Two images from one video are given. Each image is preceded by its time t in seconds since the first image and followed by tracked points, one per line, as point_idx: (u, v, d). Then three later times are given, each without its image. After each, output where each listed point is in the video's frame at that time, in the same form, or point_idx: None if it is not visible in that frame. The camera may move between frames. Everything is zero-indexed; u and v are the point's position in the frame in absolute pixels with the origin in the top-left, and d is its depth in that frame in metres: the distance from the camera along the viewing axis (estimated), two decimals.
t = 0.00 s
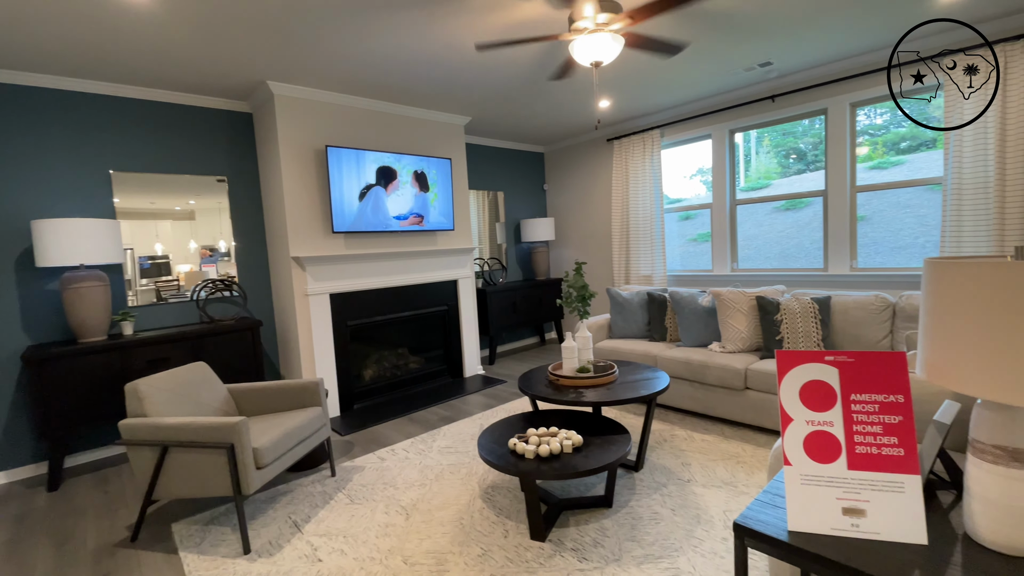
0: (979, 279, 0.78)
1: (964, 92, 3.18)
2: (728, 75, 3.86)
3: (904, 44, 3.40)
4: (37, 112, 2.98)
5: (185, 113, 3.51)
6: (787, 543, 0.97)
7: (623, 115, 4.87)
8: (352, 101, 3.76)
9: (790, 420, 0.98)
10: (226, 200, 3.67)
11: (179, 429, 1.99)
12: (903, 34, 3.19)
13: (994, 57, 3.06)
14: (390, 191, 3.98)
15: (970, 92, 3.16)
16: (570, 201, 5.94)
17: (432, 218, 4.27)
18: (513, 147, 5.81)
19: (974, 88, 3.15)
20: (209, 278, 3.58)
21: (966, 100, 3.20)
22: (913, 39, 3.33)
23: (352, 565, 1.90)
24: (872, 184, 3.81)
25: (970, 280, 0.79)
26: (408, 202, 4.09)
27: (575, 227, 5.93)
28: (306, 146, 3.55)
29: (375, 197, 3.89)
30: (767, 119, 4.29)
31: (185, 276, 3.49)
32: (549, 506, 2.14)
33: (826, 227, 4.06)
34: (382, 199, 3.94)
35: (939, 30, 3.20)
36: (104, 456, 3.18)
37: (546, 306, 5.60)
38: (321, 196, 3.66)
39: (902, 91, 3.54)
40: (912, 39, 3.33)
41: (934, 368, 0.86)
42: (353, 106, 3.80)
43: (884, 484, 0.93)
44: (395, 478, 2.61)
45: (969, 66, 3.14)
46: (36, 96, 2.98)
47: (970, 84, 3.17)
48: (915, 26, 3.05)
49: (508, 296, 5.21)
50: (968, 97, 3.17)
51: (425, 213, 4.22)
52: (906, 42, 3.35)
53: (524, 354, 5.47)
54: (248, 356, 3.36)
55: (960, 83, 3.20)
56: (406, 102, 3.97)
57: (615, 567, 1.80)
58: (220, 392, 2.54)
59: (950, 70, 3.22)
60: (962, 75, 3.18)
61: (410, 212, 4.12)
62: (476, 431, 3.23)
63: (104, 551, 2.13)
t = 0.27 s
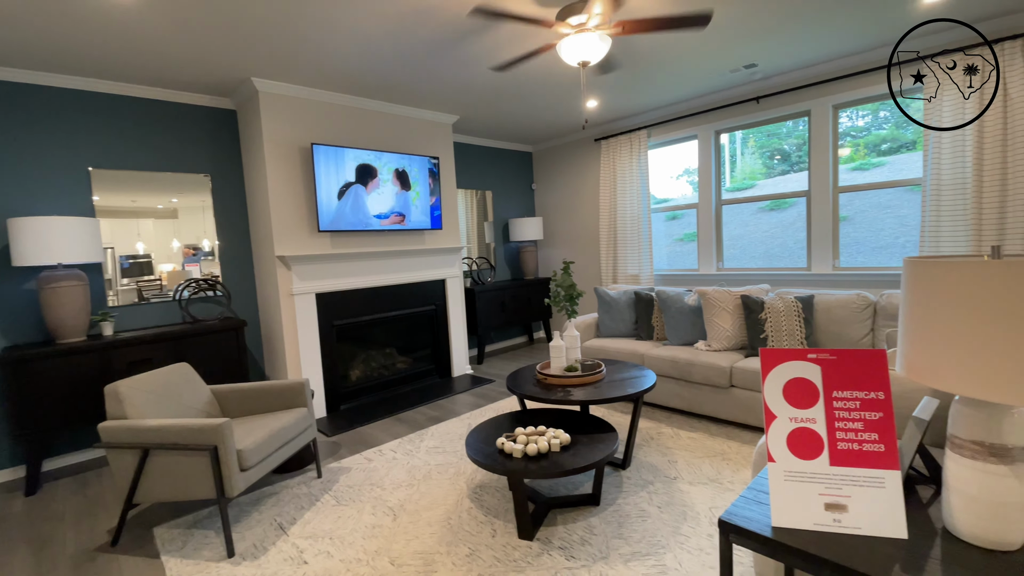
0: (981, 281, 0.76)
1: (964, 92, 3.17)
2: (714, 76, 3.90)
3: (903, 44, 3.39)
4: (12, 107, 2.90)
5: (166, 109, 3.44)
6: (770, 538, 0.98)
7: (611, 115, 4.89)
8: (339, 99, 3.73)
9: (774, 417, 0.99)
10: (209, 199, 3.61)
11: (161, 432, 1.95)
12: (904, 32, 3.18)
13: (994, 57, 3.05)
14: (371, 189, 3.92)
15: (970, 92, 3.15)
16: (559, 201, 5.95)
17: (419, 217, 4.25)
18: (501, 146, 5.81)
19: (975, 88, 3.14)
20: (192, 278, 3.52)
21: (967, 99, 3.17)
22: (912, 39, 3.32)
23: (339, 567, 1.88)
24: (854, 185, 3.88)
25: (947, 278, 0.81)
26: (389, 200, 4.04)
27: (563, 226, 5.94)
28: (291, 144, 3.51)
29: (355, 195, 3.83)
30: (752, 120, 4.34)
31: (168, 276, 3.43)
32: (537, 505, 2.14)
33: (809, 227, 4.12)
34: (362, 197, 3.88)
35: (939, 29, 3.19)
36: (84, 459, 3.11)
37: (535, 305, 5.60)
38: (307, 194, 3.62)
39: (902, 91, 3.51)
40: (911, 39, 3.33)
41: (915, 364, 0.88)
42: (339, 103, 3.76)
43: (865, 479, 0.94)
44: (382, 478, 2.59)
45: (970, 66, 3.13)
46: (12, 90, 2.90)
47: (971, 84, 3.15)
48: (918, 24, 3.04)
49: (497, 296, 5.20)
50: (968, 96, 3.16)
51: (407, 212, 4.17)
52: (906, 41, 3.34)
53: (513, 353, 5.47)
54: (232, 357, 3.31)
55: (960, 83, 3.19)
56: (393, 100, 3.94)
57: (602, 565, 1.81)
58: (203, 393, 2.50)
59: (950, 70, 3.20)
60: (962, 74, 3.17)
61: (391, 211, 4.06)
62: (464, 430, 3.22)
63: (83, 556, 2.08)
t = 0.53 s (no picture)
0: (992, 284, 0.75)
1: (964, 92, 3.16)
2: (700, 78, 3.94)
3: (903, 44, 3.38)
4: None
5: (148, 106, 3.37)
6: (754, 535, 0.99)
7: (599, 115, 4.91)
8: (325, 96, 3.69)
9: (757, 415, 1.00)
10: (192, 197, 3.55)
11: (141, 434, 1.91)
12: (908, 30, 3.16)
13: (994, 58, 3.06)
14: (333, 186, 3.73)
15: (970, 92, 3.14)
16: (547, 200, 5.96)
17: (407, 216, 4.22)
18: (489, 145, 5.80)
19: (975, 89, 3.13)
20: (175, 278, 3.45)
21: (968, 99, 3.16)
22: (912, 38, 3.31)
23: (324, 570, 1.86)
24: (837, 186, 3.95)
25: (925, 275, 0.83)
26: (354, 199, 3.87)
27: (551, 226, 5.95)
28: (276, 142, 3.46)
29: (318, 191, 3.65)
30: (737, 121, 4.40)
31: (150, 275, 3.36)
32: (524, 504, 2.14)
33: (793, 227, 4.18)
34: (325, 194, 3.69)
35: (939, 29, 3.18)
36: (62, 463, 3.04)
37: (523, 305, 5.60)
38: (292, 193, 3.58)
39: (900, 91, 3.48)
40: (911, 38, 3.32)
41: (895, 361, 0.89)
42: (325, 101, 3.72)
43: (845, 476, 0.96)
44: (368, 480, 2.57)
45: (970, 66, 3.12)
46: None
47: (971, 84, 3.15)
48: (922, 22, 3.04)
49: (485, 295, 5.19)
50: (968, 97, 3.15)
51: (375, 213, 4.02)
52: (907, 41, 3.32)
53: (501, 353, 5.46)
54: (215, 358, 3.26)
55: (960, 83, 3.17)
56: (380, 98, 3.91)
57: (589, 564, 1.82)
58: (186, 394, 2.46)
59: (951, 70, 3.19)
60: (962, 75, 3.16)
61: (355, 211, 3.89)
62: (451, 431, 3.21)
63: (61, 562, 2.03)
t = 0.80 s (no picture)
0: (983, 283, 0.76)
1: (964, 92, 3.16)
2: (687, 80, 3.98)
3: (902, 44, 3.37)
4: None
5: (128, 103, 3.30)
6: (739, 533, 1.00)
7: (587, 116, 4.93)
8: (311, 95, 3.65)
9: (741, 415, 1.01)
10: (175, 196, 3.49)
11: (122, 438, 1.88)
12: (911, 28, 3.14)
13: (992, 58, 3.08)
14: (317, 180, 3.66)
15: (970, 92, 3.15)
16: (535, 201, 5.97)
17: (394, 216, 4.20)
18: (477, 145, 5.79)
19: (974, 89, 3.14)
20: (157, 278, 3.39)
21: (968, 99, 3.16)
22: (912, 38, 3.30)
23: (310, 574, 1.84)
24: (820, 188, 4.01)
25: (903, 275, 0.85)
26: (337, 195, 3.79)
27: (539, 226, 5.96)
28: (261, 140, 3.42)
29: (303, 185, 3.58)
30: (723, 124, 4.45)
31: (132, 275, 3.30)
32: (512, 505, 2.14)
33: (777, 228, 4.24)
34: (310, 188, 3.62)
35: (938, 28, 3.18)
36: (39, 468, 2.96)
37: (511, 305, 5.60)
38: (277, 192, 3.53)
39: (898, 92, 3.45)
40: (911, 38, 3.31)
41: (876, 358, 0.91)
42: (311, 100, 3.68)
43: (827, 474, 0.98)
44: (355, 482, 2.55)
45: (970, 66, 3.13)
46: None
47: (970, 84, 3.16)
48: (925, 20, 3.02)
49: (473, 295, 5.18)
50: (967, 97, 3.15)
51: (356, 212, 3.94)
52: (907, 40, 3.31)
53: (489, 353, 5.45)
54: (199, 359, 3.21)
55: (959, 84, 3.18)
56: (367, 97, 3.88)
57: (576, 564, 1.82)
58: (168, 396, 2.42)
59: (951, 70, 3.19)
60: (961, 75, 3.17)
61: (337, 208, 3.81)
62: (439, 432, 3.19)
63: (37, 569, 1.98)
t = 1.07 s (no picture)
0: (961, 284, 0.77)
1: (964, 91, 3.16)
2: (674, 82, 4.01)
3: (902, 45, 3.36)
4: None
5: (110, 100, 3.24)
6: (724, 532, 1.01)
7: (575, 117, 4.95)
8: (298, 94, 3.62)
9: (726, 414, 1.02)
10: (158, 195, 3.43)
11: (103, 442, 1.84)
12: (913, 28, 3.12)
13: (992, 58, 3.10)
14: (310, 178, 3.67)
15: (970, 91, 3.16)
16: (524, 201, 5.97)
17: (382, 217, 4.18)
18: (466, 146, 5.78)
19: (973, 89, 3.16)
20: (139, 279, 3.33)
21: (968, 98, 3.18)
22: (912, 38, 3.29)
23: None
24: (804, 190, 4.07)
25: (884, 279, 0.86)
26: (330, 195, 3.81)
27: (528, 227, 5.97)
28: (246, 139, 3.38)
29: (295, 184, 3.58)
30: (710, 126, 4.49)
31: (113, 276, 3.24)
32: (500, 506, 2.14)
33: (763, 229, 4.30)
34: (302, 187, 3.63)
35: (938, 28, 3.18)
36: (16, 473, 2.89)
37: (500, 306, 5.60)
38: (263, 192, 3.49)
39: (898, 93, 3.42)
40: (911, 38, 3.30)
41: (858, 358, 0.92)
42: (298, 99, 3.65)
43: (810, 472, 0.99)
44: (342, 484, 2.53)
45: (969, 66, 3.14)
46: None
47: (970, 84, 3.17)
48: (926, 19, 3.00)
49: (462, 296, 5.17)
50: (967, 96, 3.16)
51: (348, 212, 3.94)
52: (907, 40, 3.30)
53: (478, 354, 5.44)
54: (183, 361, 3.16)
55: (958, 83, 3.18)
56: (355, 96, 3.86)
57: (564, 564, 1.83)
58: (150, 399, 2.38)
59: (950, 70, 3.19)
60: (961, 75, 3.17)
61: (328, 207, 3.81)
62: (427, 433, 3.18)
63: None
